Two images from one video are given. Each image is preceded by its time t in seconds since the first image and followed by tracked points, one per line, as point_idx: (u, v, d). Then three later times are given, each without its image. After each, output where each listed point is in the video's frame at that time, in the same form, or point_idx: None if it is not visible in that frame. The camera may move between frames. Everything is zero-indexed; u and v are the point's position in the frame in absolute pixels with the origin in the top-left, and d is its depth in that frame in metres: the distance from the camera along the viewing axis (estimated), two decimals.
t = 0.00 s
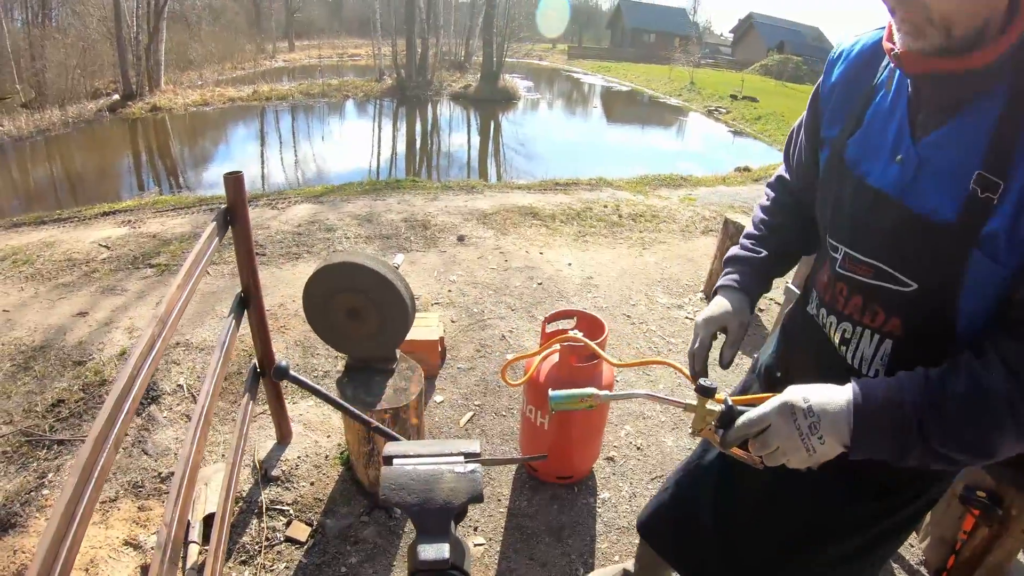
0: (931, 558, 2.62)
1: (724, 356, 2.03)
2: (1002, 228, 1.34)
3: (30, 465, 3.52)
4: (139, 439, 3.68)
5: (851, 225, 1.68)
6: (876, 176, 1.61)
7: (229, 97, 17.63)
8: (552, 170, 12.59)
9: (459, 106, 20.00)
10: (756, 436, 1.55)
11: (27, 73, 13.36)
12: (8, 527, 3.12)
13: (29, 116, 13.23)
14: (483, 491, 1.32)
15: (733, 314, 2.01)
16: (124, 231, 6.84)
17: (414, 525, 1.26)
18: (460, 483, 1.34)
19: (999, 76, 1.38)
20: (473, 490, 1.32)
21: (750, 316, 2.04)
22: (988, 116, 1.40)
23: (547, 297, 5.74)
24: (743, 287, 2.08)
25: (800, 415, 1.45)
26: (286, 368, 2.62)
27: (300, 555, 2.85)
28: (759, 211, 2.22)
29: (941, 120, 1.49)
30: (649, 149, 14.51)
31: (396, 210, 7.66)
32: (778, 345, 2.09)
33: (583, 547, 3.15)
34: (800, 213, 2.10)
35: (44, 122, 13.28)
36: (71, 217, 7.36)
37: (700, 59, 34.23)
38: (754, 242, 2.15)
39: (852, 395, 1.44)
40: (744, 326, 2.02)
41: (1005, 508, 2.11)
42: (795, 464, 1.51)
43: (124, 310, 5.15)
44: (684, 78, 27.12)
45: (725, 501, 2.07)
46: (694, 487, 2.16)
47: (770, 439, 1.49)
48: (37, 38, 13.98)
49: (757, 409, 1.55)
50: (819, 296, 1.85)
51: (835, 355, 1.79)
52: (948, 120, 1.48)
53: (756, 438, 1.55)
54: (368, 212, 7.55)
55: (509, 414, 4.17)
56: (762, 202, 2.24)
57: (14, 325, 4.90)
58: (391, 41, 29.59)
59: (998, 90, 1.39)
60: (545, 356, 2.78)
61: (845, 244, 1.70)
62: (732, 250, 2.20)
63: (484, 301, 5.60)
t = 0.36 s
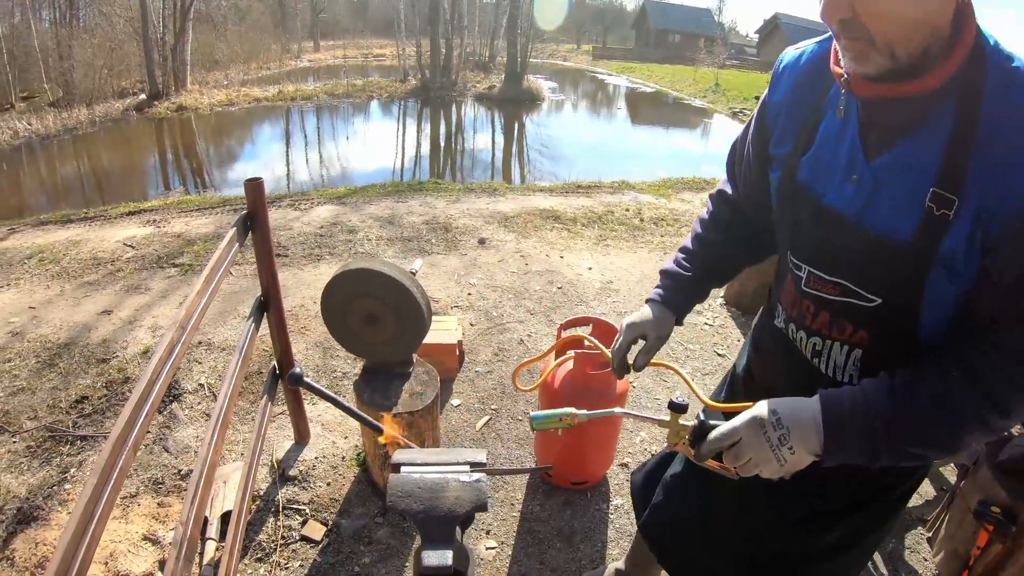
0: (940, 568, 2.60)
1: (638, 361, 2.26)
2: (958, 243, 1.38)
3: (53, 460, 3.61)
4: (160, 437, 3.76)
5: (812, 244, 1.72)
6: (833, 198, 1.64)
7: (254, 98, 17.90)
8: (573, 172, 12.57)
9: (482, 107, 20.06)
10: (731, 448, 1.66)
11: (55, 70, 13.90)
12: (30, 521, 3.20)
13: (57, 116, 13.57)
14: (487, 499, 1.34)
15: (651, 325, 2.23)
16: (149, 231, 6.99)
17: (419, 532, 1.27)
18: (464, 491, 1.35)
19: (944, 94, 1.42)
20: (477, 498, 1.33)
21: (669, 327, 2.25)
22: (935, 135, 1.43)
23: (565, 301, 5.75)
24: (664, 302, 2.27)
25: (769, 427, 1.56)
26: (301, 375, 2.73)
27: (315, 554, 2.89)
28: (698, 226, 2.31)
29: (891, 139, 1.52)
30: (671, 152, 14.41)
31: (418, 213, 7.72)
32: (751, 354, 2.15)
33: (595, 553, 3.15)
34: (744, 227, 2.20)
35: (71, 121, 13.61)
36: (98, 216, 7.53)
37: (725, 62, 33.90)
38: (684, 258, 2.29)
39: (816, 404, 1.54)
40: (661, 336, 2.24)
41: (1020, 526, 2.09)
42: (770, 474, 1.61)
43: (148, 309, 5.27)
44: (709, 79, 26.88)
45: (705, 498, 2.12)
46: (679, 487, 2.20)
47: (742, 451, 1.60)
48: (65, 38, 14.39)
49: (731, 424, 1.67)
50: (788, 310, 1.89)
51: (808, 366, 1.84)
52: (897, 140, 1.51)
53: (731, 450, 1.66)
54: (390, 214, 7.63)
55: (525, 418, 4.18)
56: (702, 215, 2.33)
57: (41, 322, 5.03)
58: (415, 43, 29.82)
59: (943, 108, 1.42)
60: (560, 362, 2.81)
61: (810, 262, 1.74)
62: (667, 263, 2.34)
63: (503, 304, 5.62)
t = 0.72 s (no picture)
0: (964, 516, 3.02)
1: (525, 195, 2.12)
2: (886, 134, 1.44)
3: (88, 456, 3.71)
4: (190, 426, 3.83)
5: (748, 164, 1.74)
6: (761, 117, 1.66)
7: (257, 84, 17.80)
8: (585, 134, 12.34)
9: (488, 75, 19.72)
10: (710, 371, 1.57)
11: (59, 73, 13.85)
12: (69, 517, 3.30)
13: (64, 118, 13.64)
14: (509, 466, 1.32)
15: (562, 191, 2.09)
16: (164, 225, 7.04)
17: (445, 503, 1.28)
18: (489, 460, 1.32)
19: None
20: (501, 465, 1.32)
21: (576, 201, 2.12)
22: (850, 38, 1.48)
23: (582, 266, 5.69)
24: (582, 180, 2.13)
25: (747, 340, 1.50)
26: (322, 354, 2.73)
27: (348, 529, 2.94)
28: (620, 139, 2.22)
29: (806, 51, 1.57)
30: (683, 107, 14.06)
31: (429, 186, 7.66)
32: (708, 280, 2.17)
33: (623, 513, 3.16)
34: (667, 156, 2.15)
35: (78, 122, 13.67)
36: (113, 214, 7.61)
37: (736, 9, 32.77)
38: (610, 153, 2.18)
39: (790, 312, 1.50)
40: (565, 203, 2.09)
41: None
42: (752, 392, 1.53)
43: (168, 302, 5.33)
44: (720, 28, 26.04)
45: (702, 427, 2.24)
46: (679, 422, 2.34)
47: (724, 370, 1.51)
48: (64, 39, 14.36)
49: (706, 347, 1.58)
50: (734, 233, 1.90)
51: (766, 279, 1.86)
52: (814, 47, 1.55)
53: (710, 374, 1.57)
54: (402, 189, 7.58)
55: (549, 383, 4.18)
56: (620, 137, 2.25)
57: (65, 324, 5.13)
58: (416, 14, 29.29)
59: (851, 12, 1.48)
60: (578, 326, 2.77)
61: (749, 180, 1.76)
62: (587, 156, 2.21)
63: (521, 272, 5.58)
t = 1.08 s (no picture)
0: (976, 516, 3.00)
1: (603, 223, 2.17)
2: (930, 135, 1.41)
3: (95, 453, 3.66)
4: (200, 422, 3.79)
5: (786, 150, 1.69)
6: (806, 104, 1.62)
7: (261, 78, 17.76)
8: (591, 132, 12.28)
9: (492, 72, 19.65)
10: (781, 392, 1.50)
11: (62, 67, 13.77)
12: (78, 514, 3.24)
13: (66, 112, 13.58)
14: (551, 470, 1.28)
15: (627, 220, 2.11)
16: (170, 218, 7.00)
17: (486, 502, 1.24)
18: (529, 459, 1.29)
19: None
20: (541, 467, 1.28)
21: (648, 229, 2.14)
22: (903, 32, 1.45)
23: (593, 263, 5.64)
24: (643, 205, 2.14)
25: (821, 361, 1.42)
26: (351, 353, 2.45)
27: (363, 528, 2.91)
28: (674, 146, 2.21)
29: (858, 43, 1.52)
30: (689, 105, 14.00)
31: (437, 183, 7.61)
32: (722, 272, 2.10)
33: (639, 513, 3.12)
34: (711, 156, 2.11)
35: (80, 115, 13.61)
36: (118, 208, 7.56)
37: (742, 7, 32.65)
38: (665, 170, 2.18)
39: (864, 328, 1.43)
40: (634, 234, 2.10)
41: None
42: (824, 413, 1.47)
43: (175, 297, 5.29)
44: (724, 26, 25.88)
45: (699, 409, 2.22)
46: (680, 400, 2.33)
47: (797, 392, 1.44)
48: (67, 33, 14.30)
49: (777, 366, 1.51)
50: (760, 221, 1.83)
51: (789, 272, 1.80)
52: (868, 38, 1.51)
53: (782, 395, 1.51)
54: (409, 186, 7.53)
55: (563, 382, 4.15)
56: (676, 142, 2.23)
57: (70, 318, 5.09)
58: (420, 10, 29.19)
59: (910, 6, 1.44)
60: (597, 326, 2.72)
61: (785, 167, 1.70)
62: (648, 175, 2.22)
63: (531, 270, 5.54)
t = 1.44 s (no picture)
0: (964, 550, 3.02)
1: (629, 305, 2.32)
2: (952, 222, 1.52)
3: (75, 475, 3.53)
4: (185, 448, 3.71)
5: (814, 223, 1.80)
6: (835, 183, 1.73)
7: (248, 93, 17.74)
8: (575, 160, 12.43)
9: (478, 97, 19.87)
10: (799, 452, 1.64)
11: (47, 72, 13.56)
12: (57, 540, 3.09)
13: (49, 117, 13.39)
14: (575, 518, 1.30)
15: (648, 284, 2.26)
16: (155, 234, 6.91)
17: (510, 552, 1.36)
18: (551, 508, 1.42)
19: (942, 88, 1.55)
20: (563, 516, 1.36)
21: (666, 288, 2.28)
22: (932, 125, 1.57)
23: (582, 296, 5.70)
24: (659, 269, 2.26)
25: (835, 424, 1.56)
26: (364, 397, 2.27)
27: (355, 562, 2.87)
28: (694, 205, 2.30)
29: (888, 130, 1.64)
30: (671, 137, 14.25)
31: (426, 208, 7.64)
32: (742, 328, 2.22)
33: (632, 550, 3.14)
34: (732, 215, 2.21)
35: (64, 122, 13.44)
36: (100, 220, 7.45)
37: (724, 43, 33.52)
38: (682, 232, 2.27)
39: (873, 393, 1.57)
40: (652, 295, 2.26)
41: None
42: (839, 470, 1.61)
43: (160, 316, 5.19)
44: (706, 62, 26.54)
45: (707, 443, 2.24)
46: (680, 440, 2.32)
47: (812, 453, 1.58)
48: (54, 38, 14.13)
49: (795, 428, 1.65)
50: (785, 284, 1.96)
51: (811, 337, 1.92)
52: (896, 128, 1.63)
53: (799, 453, 1.64)
54: (398, 210, 7.55)
55: (554, 416, 4.17)
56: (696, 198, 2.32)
57: (50, 333, 4.96)
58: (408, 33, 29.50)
59: (939, 101, 1.56)
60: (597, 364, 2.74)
61: (812, 241, 1.82)
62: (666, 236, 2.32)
63: (521, 301, 5.58)
